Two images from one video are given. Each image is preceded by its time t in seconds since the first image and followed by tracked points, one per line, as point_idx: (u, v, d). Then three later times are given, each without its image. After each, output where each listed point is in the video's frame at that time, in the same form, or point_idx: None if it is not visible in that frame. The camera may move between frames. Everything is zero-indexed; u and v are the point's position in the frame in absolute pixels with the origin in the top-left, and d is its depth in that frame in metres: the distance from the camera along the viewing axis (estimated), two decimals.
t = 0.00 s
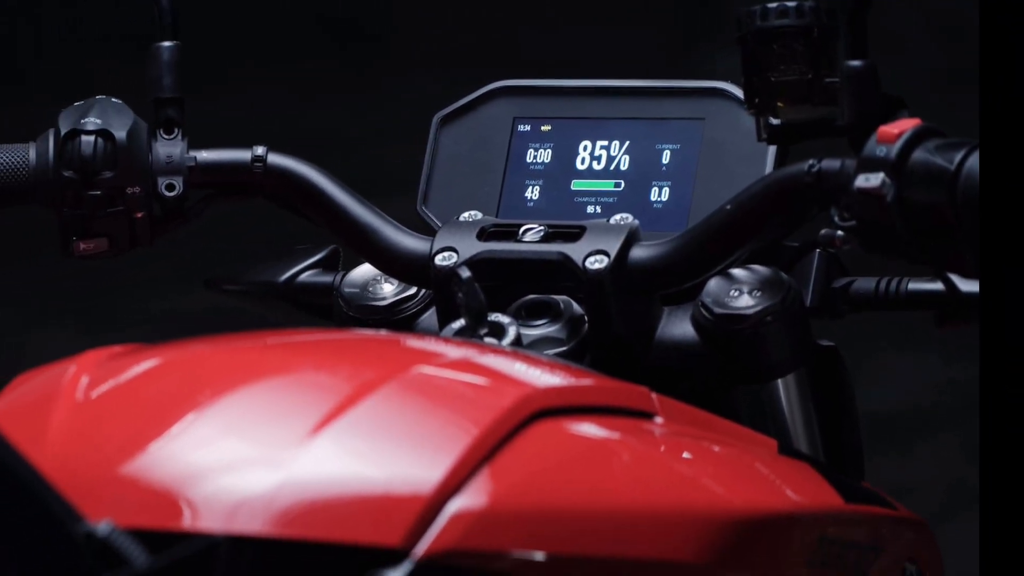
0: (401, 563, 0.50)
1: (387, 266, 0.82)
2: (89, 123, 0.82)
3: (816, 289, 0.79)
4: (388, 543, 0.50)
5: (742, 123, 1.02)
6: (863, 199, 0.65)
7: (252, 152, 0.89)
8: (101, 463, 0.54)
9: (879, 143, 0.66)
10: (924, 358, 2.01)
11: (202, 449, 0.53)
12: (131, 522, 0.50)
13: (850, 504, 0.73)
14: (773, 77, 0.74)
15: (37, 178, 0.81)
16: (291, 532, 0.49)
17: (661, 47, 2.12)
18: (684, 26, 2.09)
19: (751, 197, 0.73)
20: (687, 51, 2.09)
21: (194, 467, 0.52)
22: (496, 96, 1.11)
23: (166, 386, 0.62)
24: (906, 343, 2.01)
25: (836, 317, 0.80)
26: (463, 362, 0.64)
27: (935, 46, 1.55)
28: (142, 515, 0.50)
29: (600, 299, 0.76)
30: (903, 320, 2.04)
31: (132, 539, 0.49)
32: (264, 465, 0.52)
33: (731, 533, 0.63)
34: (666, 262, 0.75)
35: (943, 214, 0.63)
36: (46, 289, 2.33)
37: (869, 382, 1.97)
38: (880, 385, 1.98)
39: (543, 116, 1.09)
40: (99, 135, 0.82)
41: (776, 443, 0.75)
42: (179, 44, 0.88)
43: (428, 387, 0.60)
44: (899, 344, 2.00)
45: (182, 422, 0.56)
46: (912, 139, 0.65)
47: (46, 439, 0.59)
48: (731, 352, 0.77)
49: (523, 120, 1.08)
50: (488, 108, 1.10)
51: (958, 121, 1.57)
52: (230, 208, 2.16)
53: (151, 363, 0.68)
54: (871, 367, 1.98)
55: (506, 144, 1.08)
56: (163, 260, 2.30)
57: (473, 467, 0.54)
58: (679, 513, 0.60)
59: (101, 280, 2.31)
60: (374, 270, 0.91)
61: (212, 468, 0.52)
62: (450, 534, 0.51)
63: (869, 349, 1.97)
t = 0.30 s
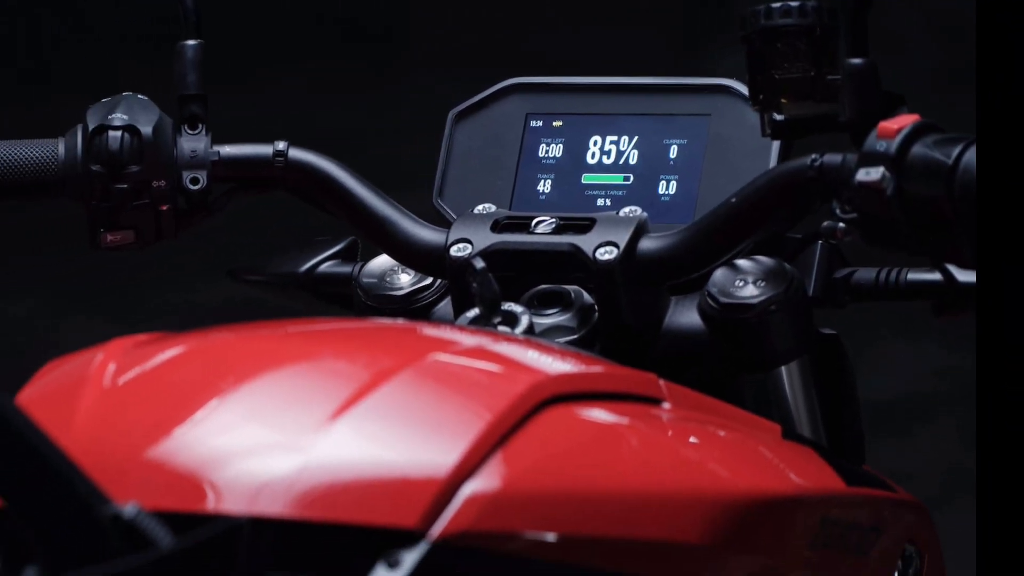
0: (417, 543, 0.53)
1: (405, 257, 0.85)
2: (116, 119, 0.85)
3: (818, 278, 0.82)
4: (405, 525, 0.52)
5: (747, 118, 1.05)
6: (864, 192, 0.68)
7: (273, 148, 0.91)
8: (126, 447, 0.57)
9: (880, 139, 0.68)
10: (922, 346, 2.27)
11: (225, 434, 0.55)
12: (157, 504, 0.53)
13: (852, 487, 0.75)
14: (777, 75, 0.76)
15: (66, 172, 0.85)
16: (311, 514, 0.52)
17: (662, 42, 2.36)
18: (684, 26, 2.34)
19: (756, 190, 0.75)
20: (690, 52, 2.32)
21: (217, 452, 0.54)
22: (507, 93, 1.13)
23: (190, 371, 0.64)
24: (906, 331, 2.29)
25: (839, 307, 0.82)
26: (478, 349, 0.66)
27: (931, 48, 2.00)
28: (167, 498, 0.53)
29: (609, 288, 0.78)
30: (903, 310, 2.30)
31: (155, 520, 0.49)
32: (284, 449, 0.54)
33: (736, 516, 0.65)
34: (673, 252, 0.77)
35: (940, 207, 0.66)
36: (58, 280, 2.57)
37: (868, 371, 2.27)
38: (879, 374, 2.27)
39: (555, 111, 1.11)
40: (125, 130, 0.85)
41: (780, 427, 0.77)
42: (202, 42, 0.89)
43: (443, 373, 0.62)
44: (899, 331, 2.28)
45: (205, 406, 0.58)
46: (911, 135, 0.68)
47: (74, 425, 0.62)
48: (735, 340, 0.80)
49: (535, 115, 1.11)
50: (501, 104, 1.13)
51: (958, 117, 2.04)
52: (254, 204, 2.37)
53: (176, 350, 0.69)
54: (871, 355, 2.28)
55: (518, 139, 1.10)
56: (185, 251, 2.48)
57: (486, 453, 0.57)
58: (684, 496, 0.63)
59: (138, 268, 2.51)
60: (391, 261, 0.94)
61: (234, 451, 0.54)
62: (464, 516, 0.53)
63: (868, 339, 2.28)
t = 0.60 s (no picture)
0: (433, 525, 0.55)
1: (421, 249, 0.88)
2: (141, 115, 0.88)
3: (821, 269, 0.85)
4: (421, 507, 0.55)
5: (752, 115, 1.06)
6: (865, 185, 0.70)
7: (293, 143, 0.94)
8: (152, 433, 0.59)
9: (880, 134, 0.71)
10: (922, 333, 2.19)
11: (247, 420, 0.58)
12: (181, 488, 0.56)
13: (852, 471, 0.78)
14: (781, 72, 0.80)
15: (94, 167, 0.88)
16: (331, 496, 0.54)
17: (668, 42, 2.31)
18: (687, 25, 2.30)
19: (760, 183, 0.77)
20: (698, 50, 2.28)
21: (240, 437, 0.57)
22: (521, 90, 1.15)
23: (213, 358, 0.66)
24: (907, 319, 2.21)
25: (841, 296, 0.85)
26: (491, 337, 0.69)
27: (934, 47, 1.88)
28: (192, 482, 0.56)
29: (619, 277, 0.82)
30: (906, 299, 2.23)
31: (179, 503, 0.52)
32: (305, 434, 0.56)
33: (741, 499, 0.68)
34: (680, 243, 0.81)
35: (938, 200, 0.68)
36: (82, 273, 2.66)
37: (874, 356, 2.18)
38: (881, 359, 2.18)
39: (566, 108, 1.13)
40: (150, 126, 0.88)
41: (782, 413, 0.79)
42: (225, 40, 0.93)
43: (458, 360, 0.64)
44: (899, 319, 2.21)
45: (229, 393, 0.61)
46: (910, 130, 0.70)
47: (101, 411, 0.64)
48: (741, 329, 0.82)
49: (547, 112, 1.13)
50: (514, 101, 1.15)
51: (952, 114, 1.91)
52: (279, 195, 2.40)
53: (199, 338, 0.71)
54: (872, 345, 2.20)
55: (531, 134, 1.13)
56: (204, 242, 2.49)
57: (500, 437, 0.59)
58: (691, 480, 0.65)
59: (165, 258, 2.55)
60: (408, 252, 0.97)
61: (256, 437, 0.57)
62: (478, 498, 0.56)
63: (870, 327, 2.20)
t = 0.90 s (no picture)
0: (447, 509, 0.58)
1: (437, 240, 0.91)
2: (165, 111, 0.91)
3: (823, 261, 0.89)
4: (436, 491, 0.57)
5: (755, 110, 1.09)
6: (867, 179, 0.73)
7: (312, 139, 0.97)
8: (176, 419, 0.62)
9: (880, 130, 0.73)
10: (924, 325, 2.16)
11: (268, 408, 0.61)
12: (204, 473, 0.58)
13: (853, 455, 0.81)
14: (784, 70, 0.82)
15: (119, 162, 0.91)
16: (348, 481, 0.57)
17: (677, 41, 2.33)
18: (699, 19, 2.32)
19: (764, 177, 0.80)
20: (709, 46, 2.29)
21: (261, 424, 0.59)
22: (532, 87, 1.18)
23: (233, 346, 0.69)
24: (907, 310, 2.15)
25: (842, 287, 0.88)
26: (504, 326, 0.71)
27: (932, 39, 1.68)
28: (214, 467, 0.58)
29: (628, 268, 0.84)
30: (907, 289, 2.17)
31: (202, 488, 0.53)
32: (323, 421, 0.59)
33: (746, 483, 0.70)
34: (686, 236, 0.83)
35: (937, 194, 0.70)
36: (105, 268, 2.68)
37: (874, 347, 2.15)
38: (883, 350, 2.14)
39: (576, 104, 1.16)
40: (174, 122, 0.91)
41: (786, 400, 0.82)
42: (246, 39, 0.96)
43: (472, 349, 0.67)
44: (899, 310, 2.16)
45: (250, 381, 0.63)
46: (910, 126, 0.72)
47: (126, 399, 0.67)
48: (745, 318, 0.84)
49: (557, 108, 1.16)
50: (525, 98, 1.18)
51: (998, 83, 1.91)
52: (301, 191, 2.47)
53: (220, 326, 0.73)
54: (873, 335, 2.16)
55: (542, 130, 1.15)
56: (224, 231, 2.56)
57: (512, 423, 0.62)
58: (698, 464, 0.68)
59: (180, 253, 2.55)
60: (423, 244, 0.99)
61: (276, 424, 0.59)
62: (492, 483, 0.58)
63: (870, 317, 2.16)
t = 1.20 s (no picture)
0: (460, 493, 0.60)
1: (449, 233, 0.93)
2: (187, 108, 0.94)
3: (826, 251, 0.91)
4: (451, 476, 0.60)
5: (758, 108, 1.12)
6: (867, 174, 0.75)
7: (330, 134, 1.01)
8: (198, 407, 0.64)
9: (880, 125, 0.76)
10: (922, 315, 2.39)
11: (287, 395, 0.63)
12: (227, 458, 0.61)
13: (853, 442, 0.83)
14: (786, 67, 0.85)
15: (143, 157, 0.94)
16: (365, 466, 0.59)
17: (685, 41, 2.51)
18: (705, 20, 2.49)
19: (767, 172, 0.83)
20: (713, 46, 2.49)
21: (280, 411, 0.62)
22: (543, 84, 1.21)
23: (253, 336, 0.71)
24: (906, 301, 2.36)
25: (842, 278, 0.91)
26: (517, 316, 0.73)
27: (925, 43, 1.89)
28: (236, 453, 0.61)
29: (636, 260, 0.86)
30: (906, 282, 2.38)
31: (222, 473, 0.57)
32: (341, 408, 0.62)
33: (751, 468, 0.73)
34: (692, 229, 0.86)
35: (935, 187, 0.73)
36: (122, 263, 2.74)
37: (874, 336, 2.37)
38: (886, 339, 2.37)
39: (585, 101, 1.18)
40: (196, 118, 0.93)
41: (788, 387, 0.85)
42: (265, 38, 1.00)
43: (485, 338, 0.69)
44: (898, 301, 2.36)
45: (269, 369, 0.66)
46: (909, 122, 0.75)
47: (149, 387, 0.69)
48: (750, 307, 0.87)
49: (568, 105, 1.18)
50: (536, 95, 1.20)
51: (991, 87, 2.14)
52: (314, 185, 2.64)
53: (241, 316, 0.75)
54: (874, 324, 2.38)
55: (552, 126, 1.18)
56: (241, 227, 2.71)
57: (523, 410, 0.64)
58: (704, 450, 0.70)
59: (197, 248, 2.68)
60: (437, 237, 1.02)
61: (295, 411, 0.62)
62: (503, 468, 0.61)
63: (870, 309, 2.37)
